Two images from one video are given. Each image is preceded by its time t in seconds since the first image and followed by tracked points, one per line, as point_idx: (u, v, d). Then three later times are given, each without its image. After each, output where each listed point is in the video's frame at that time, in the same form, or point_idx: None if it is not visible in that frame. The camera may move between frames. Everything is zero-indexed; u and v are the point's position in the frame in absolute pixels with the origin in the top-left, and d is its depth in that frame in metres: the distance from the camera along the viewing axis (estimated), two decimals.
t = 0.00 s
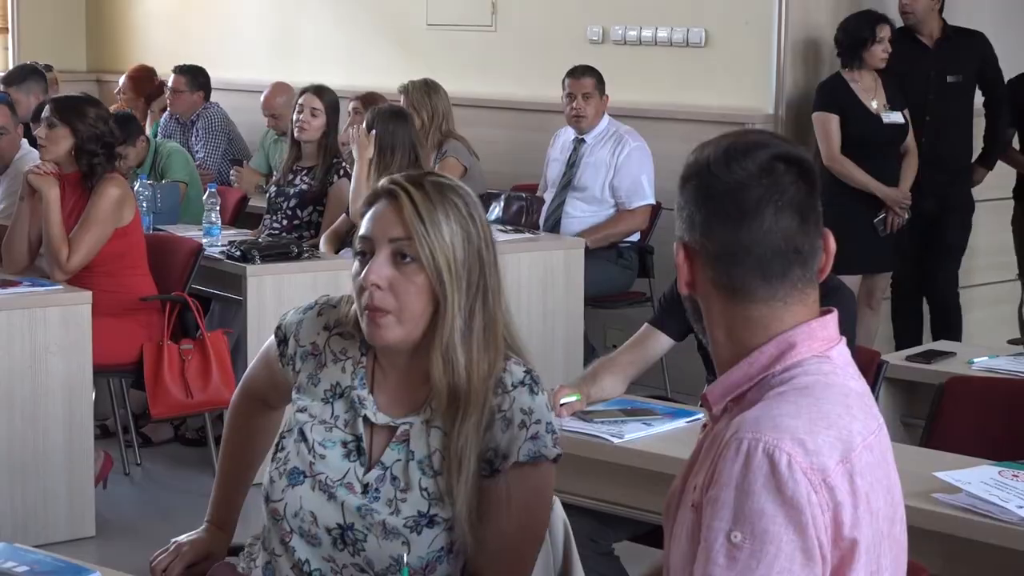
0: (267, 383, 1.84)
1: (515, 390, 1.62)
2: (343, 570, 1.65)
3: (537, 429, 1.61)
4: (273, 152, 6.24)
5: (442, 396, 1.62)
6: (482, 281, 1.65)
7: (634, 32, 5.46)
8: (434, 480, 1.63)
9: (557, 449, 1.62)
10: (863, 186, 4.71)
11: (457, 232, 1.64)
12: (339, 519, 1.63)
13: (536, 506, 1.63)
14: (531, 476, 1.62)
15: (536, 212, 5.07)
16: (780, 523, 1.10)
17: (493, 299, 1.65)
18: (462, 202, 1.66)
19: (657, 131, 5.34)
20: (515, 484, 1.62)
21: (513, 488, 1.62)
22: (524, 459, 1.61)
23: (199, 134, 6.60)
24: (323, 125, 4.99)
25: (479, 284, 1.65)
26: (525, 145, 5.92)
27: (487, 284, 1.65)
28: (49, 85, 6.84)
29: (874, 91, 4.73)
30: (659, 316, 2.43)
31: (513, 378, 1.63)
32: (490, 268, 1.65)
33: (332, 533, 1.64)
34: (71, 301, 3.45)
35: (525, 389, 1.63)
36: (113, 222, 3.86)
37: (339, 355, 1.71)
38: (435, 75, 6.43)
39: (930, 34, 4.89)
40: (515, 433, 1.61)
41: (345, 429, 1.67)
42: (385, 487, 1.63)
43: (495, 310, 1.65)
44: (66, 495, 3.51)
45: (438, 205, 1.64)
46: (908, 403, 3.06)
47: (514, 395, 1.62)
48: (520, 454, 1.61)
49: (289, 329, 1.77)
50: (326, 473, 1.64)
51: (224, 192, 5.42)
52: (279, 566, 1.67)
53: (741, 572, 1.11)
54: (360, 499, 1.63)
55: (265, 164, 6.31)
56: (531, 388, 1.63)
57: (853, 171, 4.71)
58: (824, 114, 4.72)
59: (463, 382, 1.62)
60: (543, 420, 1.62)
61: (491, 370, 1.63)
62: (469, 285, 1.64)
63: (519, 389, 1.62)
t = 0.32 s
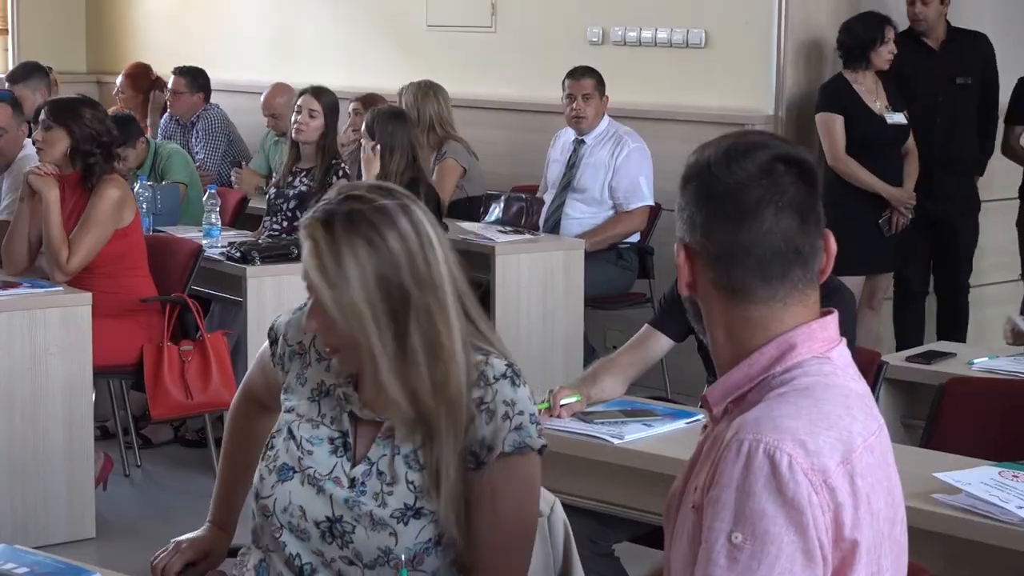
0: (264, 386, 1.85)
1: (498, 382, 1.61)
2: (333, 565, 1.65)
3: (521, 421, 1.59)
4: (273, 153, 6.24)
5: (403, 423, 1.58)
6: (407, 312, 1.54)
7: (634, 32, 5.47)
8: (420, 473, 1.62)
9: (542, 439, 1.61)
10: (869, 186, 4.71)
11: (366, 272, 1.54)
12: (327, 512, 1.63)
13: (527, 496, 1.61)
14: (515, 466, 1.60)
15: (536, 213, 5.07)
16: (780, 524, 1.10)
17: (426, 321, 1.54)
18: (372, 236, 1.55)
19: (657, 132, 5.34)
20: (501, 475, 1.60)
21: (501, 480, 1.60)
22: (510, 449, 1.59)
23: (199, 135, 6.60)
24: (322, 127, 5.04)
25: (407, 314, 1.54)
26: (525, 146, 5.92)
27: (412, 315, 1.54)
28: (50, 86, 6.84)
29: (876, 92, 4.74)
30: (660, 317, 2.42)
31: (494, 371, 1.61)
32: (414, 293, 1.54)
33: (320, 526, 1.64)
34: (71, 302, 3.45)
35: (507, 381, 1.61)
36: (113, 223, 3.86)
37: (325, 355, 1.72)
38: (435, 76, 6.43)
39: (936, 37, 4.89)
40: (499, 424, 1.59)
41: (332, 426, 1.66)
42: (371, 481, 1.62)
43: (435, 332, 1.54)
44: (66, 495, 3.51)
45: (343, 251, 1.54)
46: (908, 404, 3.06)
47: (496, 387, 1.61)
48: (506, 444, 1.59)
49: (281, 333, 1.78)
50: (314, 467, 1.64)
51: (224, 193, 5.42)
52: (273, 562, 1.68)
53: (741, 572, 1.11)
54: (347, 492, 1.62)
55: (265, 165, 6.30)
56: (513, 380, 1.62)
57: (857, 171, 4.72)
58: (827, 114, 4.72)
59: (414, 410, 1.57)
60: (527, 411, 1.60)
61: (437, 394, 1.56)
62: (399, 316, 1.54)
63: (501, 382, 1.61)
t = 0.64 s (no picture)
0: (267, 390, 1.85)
1: (468, 387, 1.56)
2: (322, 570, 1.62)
3: (495, 425, 1.55)
4: (273, 154, 6.24)
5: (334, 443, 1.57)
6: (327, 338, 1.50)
7: (634, 33, 5.47)
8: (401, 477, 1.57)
9: (519, 440, 1.57)
10: (870, 187, 4.72)
11: (284, 298, 1.49)
12: (314, 517, 1.60)
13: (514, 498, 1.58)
14: (497, 467, 1.57)
15: (536, 214, 5.07)
16: (780, 523, 1.10)
17: (348, 349, 1.50)
18: (298, 258, 1.50)
19: (657, 132, 5.34)
20: (480, 479, 1.56)
21: (483, 483, 1.56)
22: (485, 453, 1.55)
23: (200, 136, 6.60)
24: (323, 127, 5.04)
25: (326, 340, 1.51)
26: (525, 146, 5.92)
27: (334, 341, 1.50)
28: (47, 87, 6.84)
29: (878, 93, 4.73)
30: (660, 317, 2.42)
31: (464, 376, 1.56)
32: (338, 320, 1.49)
33: (307, 531, 1.61)
34: (71, 303, 3.45)
35: (478, 384, 1.57)
36: (113, 223, 3.86)
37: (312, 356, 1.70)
38: (435, 76, 6.44)
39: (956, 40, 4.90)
40: (472, 429, 1.55)
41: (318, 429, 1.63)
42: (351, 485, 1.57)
43: (359, 358, 1.50)
44: (66, 496, 3.51)
45: (263, 275, 1.49)
46: (908, 404, 3.06)
47: (467, 391, 1.56)
48: (480, 449, 1.55)
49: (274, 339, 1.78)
50: (299, 471, 1.61)
51: (224, 193, 5.42)
52: (268, 566, 1.66)
53: (741, 572, 1.11)
54: (332, 496, 1.59)
55: (265, 166, 6.29)
56: (484, 382, 1.57)
57: (860, 171, 4.72)
58: (829, 115, 4.72)
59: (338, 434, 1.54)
60: (500, 414, 1.56)
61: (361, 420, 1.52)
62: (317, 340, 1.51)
63: (473, 386, 1.56)
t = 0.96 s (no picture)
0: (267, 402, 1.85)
1: (454, 392, 1.55)
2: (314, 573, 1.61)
3: (483, 430, 1.54)
4: (274, 155, 6.25)
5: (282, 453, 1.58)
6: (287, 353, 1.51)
7: (634, 33, 5.47)
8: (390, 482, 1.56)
9: (508, 443, 1.56)
10: (876, 187, 4.72)
11: (248, 305, 1.49)
12: (306, 520, 1.60)
13: (508, 501, 1.58)
14: (489, 470, 1.56)
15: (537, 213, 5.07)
16: (780, 523, 1.10)
17: (306, 369, 1.50)
18: (262, 270, 1.48)
19: (657, 132, 5.34)
20: (469, 483, 1.56)
21: (474, 486, 1.56)
22: (472, 458, 1.54)
23: (200, 137, 6.60)
24: (324, 128, 5.04)
25: (285, 352, 1.51)
26: (525, 147, 5.92)
27: (297, 358, 1.50)
28: (46, 87, 6.84)
29: (879, 92, 4.73)
30: (660, 317, 2.42)
31: (451, 380, 1.56)
32: (299, 336, 1.49)
33: (300, 534, 1.61)
34: (73, 303, 3.45)
35: (463, 389, 1.56)
36: (114, 223, 3.86)
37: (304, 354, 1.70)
38: (436, 77, 6.44)
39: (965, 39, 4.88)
40: (459, 434, 1.54)
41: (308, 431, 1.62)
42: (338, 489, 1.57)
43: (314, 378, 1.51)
44: (67, 496, 3.51)
45: (227, 277, 1.49)
46: (908, 404, 3.06)
47: (453, 396, 1.55)
48: (468, 454, 1.54)
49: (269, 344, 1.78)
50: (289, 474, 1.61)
51: (224, 193, 5.42)
52: (263, 568, 1.66)
53: (742, 572, 1.11)
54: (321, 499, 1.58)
55: (265, 166, 6.30)
56: (470, 387, 1.56)
57: (867, 173, 4.71)
58: (833, 114, 4.72)
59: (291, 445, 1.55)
60: (488, 418, 1.55)
61: (313, 436, 1.53)
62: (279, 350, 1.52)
63: (457, 391, 1.55)
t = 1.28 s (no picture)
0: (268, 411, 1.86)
1: (467, 395, 1.55)
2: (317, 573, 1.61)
3: (495, 435, 1.55)
4: (269, 156, 6.27)
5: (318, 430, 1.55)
6: (349, 325, 1.49)
7: (628, 33, 5.47)
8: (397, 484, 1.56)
9: (517, 448, 1.57)
10: (869, 187, 4.73)
11: (325, 269, 1.48)
12: (311, 520, 1.59)
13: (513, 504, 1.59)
14: (494, 475, 1.58)
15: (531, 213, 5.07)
16: (774, 523, 1.10)
17: (368, 344, 1.49)
18: (344, 236, 1.49)
19: (651, 133, 5.35)
20: (477, 486, 1.57)
21: (480, 490, 1.57)
22: (482, 462, 1.55)
23: (195, 138, 6.59)
24: (320, 130, 5.04)
25: (346, 324, 1.49)
26: (520, 148, 5.92)
27: (357, 332, 1.49)
28: (39, 89, 6.83)
29: (873, 93, 4.74)
30: (654, 318, 2.42)
31: (463, 383, 1.56)
32: (364, 308, 1.49)
33: (304, 534, 1.60)
34: (67, 304, 3.45)
35: (475, 392, 1.56)
36: (108, 225, 3.86)
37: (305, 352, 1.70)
38: (430, 78, 6.44)
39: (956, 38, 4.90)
40: (471, 437, 1.54)
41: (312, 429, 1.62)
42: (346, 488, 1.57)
43: (372, 354, 1.50)
44: (62, 497, 3.50)
45: (309, 236, 1.49)
46: (902, 403, 3.05)
47: (465, 399, 1.55)
48: (478, 458, 1.55)
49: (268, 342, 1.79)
50: (296, 473, 1.60)
51: (219, 194, 5.42)
52: (260, 568, 1.65)
53: (737, 572, 1.11)
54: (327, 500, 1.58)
55: (260, 167, 6.33)
56: (483, 391, 1.56)
57: (859, 172, 4.73)
58: (826, 115, 4.72)
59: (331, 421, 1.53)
60: (499, 423, 1.56)
61: (354, 416, 1.52)
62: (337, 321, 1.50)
63: (469, 394, 1.55)
